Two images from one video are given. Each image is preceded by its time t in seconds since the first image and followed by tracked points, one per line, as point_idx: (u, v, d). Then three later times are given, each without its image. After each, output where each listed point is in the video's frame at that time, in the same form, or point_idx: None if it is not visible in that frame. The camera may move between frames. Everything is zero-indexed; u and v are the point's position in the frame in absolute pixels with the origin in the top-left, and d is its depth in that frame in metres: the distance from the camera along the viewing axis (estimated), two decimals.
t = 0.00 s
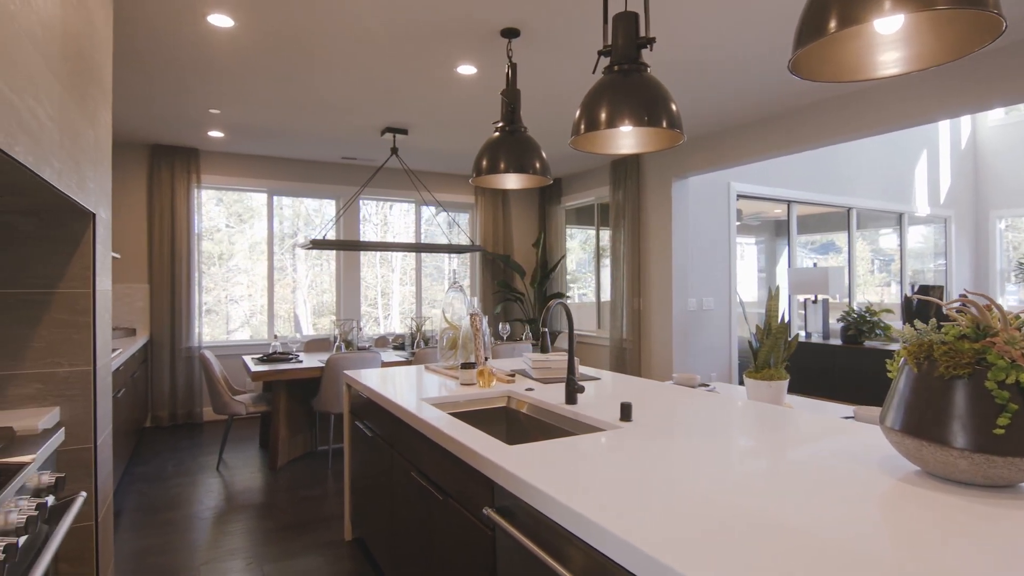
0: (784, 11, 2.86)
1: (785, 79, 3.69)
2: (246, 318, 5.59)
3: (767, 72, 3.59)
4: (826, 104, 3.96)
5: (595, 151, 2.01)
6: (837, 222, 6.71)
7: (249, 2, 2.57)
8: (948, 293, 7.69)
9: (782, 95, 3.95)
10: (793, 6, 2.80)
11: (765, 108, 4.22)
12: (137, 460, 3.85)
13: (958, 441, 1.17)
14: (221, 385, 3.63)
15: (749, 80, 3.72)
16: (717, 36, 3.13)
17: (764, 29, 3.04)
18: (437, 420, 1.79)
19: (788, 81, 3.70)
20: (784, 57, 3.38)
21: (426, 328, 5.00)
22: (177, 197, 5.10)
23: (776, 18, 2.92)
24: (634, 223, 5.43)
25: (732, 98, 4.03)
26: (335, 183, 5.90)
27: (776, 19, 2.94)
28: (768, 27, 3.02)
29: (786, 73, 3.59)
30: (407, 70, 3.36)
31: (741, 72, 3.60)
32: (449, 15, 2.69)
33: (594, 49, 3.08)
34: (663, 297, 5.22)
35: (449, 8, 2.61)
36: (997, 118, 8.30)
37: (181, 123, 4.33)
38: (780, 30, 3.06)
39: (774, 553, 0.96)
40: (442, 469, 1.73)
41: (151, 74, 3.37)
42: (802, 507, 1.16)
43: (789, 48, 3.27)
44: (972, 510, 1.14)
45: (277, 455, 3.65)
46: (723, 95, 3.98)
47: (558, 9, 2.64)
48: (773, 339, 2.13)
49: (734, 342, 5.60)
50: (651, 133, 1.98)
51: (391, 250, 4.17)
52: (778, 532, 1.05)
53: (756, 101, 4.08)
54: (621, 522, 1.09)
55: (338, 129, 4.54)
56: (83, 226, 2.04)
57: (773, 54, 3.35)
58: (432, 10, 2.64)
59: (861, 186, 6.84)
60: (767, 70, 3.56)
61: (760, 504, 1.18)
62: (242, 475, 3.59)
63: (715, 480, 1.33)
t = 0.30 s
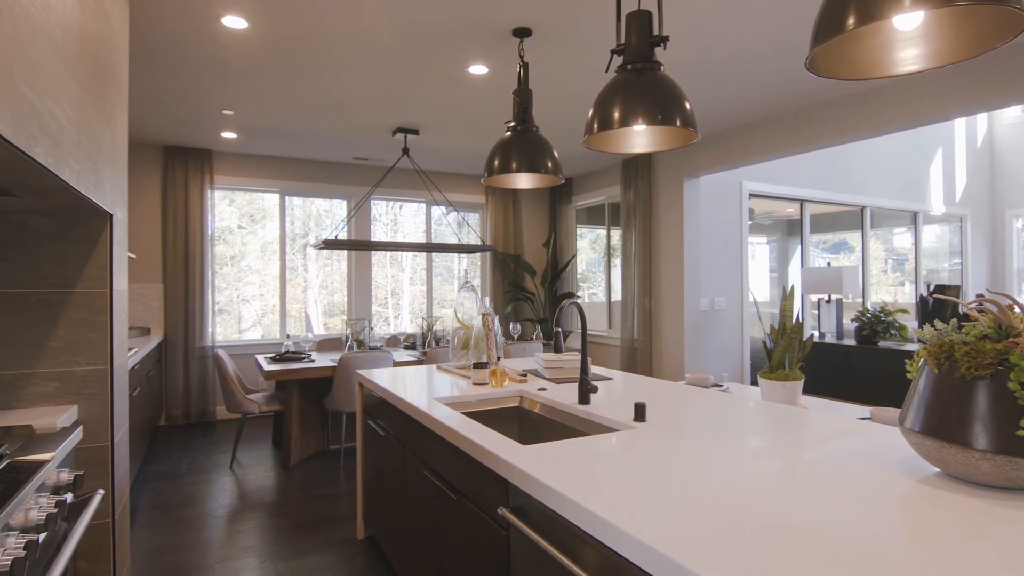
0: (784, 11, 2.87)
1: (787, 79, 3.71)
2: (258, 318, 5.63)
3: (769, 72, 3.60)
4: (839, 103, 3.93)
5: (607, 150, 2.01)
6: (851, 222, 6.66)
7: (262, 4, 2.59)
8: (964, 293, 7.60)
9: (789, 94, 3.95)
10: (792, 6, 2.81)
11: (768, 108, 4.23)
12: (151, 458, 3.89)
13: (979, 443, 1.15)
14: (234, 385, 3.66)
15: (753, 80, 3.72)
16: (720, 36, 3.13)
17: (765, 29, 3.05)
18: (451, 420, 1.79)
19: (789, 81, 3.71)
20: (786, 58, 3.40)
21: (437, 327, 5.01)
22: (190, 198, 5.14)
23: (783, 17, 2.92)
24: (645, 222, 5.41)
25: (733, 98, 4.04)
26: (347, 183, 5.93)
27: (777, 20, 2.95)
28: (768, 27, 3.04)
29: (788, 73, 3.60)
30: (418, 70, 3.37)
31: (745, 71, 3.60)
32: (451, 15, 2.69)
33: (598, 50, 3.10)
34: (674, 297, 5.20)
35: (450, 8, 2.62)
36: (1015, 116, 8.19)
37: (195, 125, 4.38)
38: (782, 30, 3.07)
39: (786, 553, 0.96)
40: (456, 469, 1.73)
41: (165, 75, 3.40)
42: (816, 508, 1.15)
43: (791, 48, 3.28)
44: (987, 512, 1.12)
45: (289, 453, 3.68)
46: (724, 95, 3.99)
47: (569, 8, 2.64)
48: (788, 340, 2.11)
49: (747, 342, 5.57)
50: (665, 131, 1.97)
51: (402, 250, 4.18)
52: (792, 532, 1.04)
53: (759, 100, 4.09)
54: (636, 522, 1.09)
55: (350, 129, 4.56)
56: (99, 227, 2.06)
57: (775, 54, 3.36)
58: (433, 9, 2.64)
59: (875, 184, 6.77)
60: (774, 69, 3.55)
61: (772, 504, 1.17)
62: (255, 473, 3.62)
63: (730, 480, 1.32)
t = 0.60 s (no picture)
0: (780, 13, 2.88)
1: (797, 78, 3.68)
2: (267, 317, 5.66)
3: (773, 72, 3.60)
4: (851, 101, 3.90)
5: (618, 150, 2.01)
6: (862, 221, 6.61)
7: (272, 4, 2.60)
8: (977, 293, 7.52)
9: (798, 93, 3.92)
10: (789, 7, 2.82)
11: (773, 108, 4.22)
12: (163, 456, 3.92)
13: (998, 444, 1.14)
14: (245, 384, 3.68)
15: (755, 80, 3.73)
16: (725, 36, 3.13)
17: (777, 27, 3.03)
18: (461, 419, 1.79)
19: (796, 80, 3.70)
20: (786, 58, 3.40)
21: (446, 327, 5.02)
22: (201, 198, 5.18)
23: (793, 15, 2.90)
24: (654, 222, 5.41)
25: (743, 97, 4.02)
26: (356, 184, 5.95)
27: (776, 20, 2.96)
28: (766, 28, 3.05)
29: (794, 72, 3.59)
30: (427, 70, 3.37)
31: (748, 71, 3.60)
32: (458, 15, 2.69)
33: (599, 51, 3.11)
34: (683, 297, 5.18)
35: (449, 8, 2.62)
36: None
37: (205, 126, 4.41)
38: (792, 28, 3.05)
39: (794, 553, 0.95)
40: (467, 469, 1.73)
41: (176, 77, 3.42)
42: (831, 509, 1.14)
43: (791, 49, 3.29)
44: (998, 513, 1.11)
45: (300, 452, 3.70)
46: (731, 94, 3.98)
47: (579, 7, 2.63)
48: (799, 340, 2.10)
49: (756, 342, 5.54)
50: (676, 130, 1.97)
51: (412, 250, 4.18)
52: (805, 532, 1.03)
53: (763, 100, 4.08)
54: (650, 522, 1.08)
55: (359, 130, 4.58)
56: (112, 227, 2.07)
57: (785, 52, 3.34)
58: (432, 9, 2.65)
59: (886, 183, 6.72)
60: (783, 68, 3.54)
61: (780, 504, 1.17)
62: (266, 472, 3.64)
63: (743, 480, 1.31)
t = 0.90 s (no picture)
0: (781, 13, 2.88)
1: (809, 76, 3.65)
2: (278, 317, 5.70)
3: (786, 70, 3.57)
4: (865, 99, 3.86)
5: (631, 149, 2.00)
6: (875, 220, 6.54)
7: (284, 6, 2.62)
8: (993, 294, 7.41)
9: (811, 91, 3.89)
10: (791, 7, 2.81)
11: (785, 106, 4.19)
12: (177, 454, 3.95)
13: (1019, 446, 1.13)
14: (257, 383, 3.71)
15: (760, 79, 3.72)
16: (737, 33, 3.11)
17: (790, 25, 3.00)
18: (473, 419, 1.80)
19: (809, 78, 3.67)
20: (790, 58, 3.40)
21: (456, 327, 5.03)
22: (214, 198, 5.22)
23: (806, 12, 2.87)
24: (664, 222, 5.39)
25: (755, 96, 3.99)
26: (367, 184, 5.98)
27: (779, 20, 2.95)
28: (768, 28, 3.04)
29: (807, 70, 3.56)
30: (437, 70, 3.37)
31: (753, 70, 3.59)
32: (469, 15, 2.70)
33: (606, 51, 3.11)
34: (694, 296, 5.16)
35: (454, 8, 2.62)
36: None
37: (217, 127, 4.45)
38: (805, 26, 3.02)
39: (805, 554, 0.95)
40: (480, 469, 1.73)
41: (189, 78, 3.45)
42: (847, 510, 1.13)
43: (804, 46, 3.26)
44: (1016, 515, 1.10)
45: (312, 451, 3.72)
46: (742, 92, 3.95)
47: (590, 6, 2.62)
48: (814, 340, 2.08)
49: (768, 342, 5.50)
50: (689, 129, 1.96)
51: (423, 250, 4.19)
52: (823, 534, 1.03)
53: (775, 98, 4.05)
54: (664, 523, 1.08)
55: (369, 130, 4.59)
56: (128, 227, 2.09)
57: (798, 50, 3.31)
58: (438, 9, 2.65)
59: (900, 182, 6.65)
60: (795, 66, 3.51)
61: (786, 504, 1.16)
62: (278, 471, 3.66)
63: (758, 481, 1.30)
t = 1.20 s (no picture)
0: (792, 11, 2.87)
1: (822, 74, 3.62)
2: (289, 316, 5.73)
3: (798, 68, 3.54)
4: (878, 97, 3.82)
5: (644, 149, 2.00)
6: (889, 219, 6.47)
7: (296, 7, 2.63)
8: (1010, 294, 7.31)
9: (823, 89, 3.86)
10: (801, 5, 2.80)
11: (797, 104, 4.15)
12: (190, 453, 3.99)
13: None
14: (270, 382, 3.74)
15: (770, 78, 3.70)
16: (749, 31, 3.09)
17: (803, 22, 2.98)
18: (485, 419, 1.80)
19: (822, 76, 3.63)
20: (802, 55, 3.37)
21: (466, 327, 5.04)
22: (226, 199, 5.27)
23: (819, 9, 2.85)
24: (675, 221, 5.37)
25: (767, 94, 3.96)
26: (377, 185, 6.00)
27: (792, 18, 2.93)
28: (778, 27, 3.03)
29: (820, 68, 3.53)
30: (447, 71, 3.38)
31: (763, 69, 3.58)
32: (480, 15, 2.70)
33: (614, 51, 3.11)
34: (705, 296, 5.14)
35: (461, 8, 2.62)
36: None
37: (229, 128, 4.49)
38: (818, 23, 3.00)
39: (822, 555, 0.94)
40: (493, 469, 1.73)
41: (202, 80, 3.48)
42: (864, 511, 1.12)
43: (817, 44, 3.23)
44: None
45: (323, 449, 3.74)
46: (754, 91, 3.92)
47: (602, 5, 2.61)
48: (829, 341, 2.07)
49: (780, 342, 5.46)
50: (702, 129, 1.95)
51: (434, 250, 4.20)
52: (840, 535, 1.02)
53: (787, 97, 4.02)
54: (678, 523, 1.07)
55: (380, 131, 4.61)
56: (144, 227, 2.11)
57: (811, 48, 3.28)
58: (451, 10, 2.65)
59: (914, 181, 6.58)
60: (808, 63, 3.48)
61: (799, 504, 1.16)
62: (290, 470, 3.68)
63: (773, 481, 1.29)
